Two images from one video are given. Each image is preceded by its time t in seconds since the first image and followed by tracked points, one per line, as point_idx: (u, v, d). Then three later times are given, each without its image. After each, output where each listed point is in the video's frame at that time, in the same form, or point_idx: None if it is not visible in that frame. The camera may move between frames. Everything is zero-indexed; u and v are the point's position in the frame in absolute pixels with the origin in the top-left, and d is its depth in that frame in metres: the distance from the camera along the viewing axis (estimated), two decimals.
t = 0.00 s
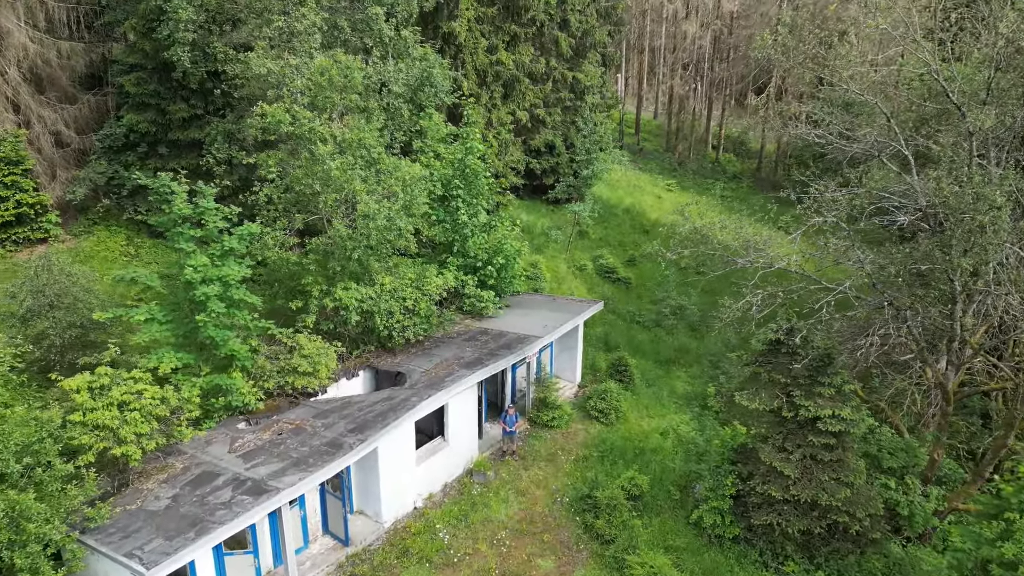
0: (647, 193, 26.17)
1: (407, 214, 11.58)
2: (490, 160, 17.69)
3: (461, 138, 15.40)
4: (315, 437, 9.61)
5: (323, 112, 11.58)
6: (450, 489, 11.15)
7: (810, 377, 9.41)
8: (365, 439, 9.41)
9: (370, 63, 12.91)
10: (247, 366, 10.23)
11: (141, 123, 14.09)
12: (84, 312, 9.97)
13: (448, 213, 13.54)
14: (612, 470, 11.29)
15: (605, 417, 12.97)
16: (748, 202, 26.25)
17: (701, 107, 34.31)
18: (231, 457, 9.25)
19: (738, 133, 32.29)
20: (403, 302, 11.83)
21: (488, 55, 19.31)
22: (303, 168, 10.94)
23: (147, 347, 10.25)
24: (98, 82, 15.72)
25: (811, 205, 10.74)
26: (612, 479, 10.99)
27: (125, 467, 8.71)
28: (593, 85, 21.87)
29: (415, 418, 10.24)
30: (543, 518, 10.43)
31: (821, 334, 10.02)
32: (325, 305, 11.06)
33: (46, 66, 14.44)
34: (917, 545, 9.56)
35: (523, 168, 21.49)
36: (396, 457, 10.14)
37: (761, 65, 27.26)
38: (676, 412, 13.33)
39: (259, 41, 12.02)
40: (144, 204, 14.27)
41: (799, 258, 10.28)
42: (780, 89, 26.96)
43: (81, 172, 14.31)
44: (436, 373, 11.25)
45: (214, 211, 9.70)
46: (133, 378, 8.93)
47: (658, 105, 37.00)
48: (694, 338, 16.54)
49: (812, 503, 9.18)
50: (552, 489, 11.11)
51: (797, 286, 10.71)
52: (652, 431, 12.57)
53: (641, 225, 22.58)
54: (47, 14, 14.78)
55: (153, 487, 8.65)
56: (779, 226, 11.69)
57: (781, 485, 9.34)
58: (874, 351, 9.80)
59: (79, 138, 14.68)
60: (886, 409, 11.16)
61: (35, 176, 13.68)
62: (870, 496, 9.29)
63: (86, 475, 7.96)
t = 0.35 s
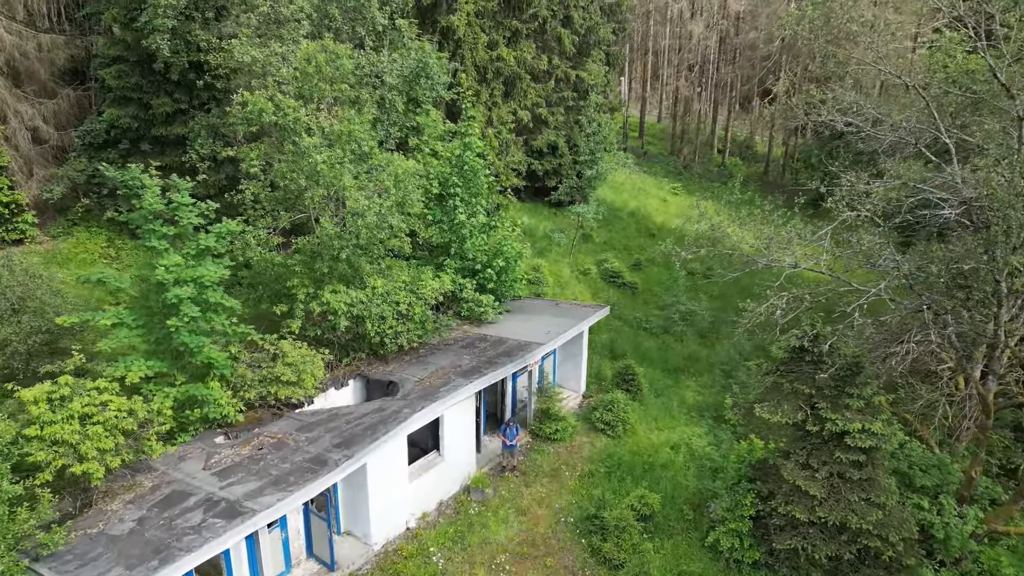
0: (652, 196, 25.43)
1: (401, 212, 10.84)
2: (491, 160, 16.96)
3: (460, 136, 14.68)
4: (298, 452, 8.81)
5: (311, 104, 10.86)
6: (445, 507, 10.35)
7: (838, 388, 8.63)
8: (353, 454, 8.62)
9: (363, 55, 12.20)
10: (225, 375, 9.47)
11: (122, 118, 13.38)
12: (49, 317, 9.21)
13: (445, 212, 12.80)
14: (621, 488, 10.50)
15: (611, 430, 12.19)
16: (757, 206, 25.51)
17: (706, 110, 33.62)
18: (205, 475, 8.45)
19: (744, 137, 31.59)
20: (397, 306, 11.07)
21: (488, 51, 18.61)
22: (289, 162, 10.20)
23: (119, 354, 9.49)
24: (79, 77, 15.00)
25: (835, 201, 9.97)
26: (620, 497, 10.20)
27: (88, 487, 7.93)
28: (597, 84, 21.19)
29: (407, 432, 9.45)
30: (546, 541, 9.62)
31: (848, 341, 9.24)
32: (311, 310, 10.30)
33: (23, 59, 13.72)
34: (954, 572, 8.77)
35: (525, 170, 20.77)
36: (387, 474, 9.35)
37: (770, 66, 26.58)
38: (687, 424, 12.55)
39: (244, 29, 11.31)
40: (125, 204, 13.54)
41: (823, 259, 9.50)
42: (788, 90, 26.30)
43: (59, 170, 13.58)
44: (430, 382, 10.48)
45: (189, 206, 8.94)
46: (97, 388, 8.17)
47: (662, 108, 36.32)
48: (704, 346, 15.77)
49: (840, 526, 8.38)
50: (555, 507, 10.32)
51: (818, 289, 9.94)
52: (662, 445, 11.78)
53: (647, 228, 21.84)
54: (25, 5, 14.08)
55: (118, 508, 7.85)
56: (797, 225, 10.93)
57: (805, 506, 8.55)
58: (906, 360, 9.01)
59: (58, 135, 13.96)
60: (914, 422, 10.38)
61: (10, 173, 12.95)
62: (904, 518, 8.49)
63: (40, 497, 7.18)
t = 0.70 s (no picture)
0: (657, 196, 24.75)
1: (393, 206, 10.13)
2: (490, 155, 16.27)
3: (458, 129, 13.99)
4: (279, 464, 8.07)
5: (297, 91, 10.17)
6: (440, 523, 9.62)
7: (867, 395, 7.89)
8: (338, 466, 7.88)
9: (354, 41, 11.53)
10: (201, 380, 8.75)
11: (102, 109, 12.68)
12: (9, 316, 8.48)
13: (441, 207, 12.09)
14: (629, 502, 9.76)
15: (618, 439, 11.47)
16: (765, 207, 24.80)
17: (711, 110, 32.95)
18: (176, 490, 7.71)
19: (749, 137, 30.95)
20: (389, 306, 10.36)
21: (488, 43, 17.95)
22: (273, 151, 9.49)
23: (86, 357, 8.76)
24: (58, 67, 14.31)
25: (860, 192, 9.26)
26: (628, 512, 9.45)
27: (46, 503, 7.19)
28: (601, 79, 20.52)
29: (398, 442, 8.71)
30: (548, 560, 8.86)
31: (877, 343, 8.52)
32: (297, 309, 9.58)
33: None
34: None
35: (527, 168, 20.07)
36: (375, 487, 8.61)
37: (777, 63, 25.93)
38: (698, 433, 11.83)
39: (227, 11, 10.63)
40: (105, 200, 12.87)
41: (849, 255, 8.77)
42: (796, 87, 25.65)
43: (35, 163, 12.88)
44: (424, 387, 9.75)
45: (161, 196, 8.20)
46: (55, 394, 7.42)
47: (666, 109, 35.68)
48: (714, 351, 15.05)
49: (871, 548, 7.61)
50: (559, 522, 9.59)
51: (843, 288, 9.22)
52: (672, 455, 11.06)
53: (652, 229, 21.13)
54: None
55: (78, 526, 7.10)
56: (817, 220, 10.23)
57: (832, 523, 7.79)
58: (941, 365, 8.28)
59: (34, 127, 13.26)
60: (945, 432, 9.64)
61: None
62: (941, 538, 7.74)
63: None
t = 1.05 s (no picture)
0: (662, 191, 24.09)
1: (384, 192, 9.46)
2: (489, 144, 15.60)
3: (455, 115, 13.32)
4: (256, 470, 7.38)
5: (281, 69, 9.51)
6: (433, 533, 8.94)
7: (898, 395, 7.22)
8: (320, 472, 7.19)
9: (344, 19, 10.87)
10: (174, 379, 8.07)
11: (78, 92, 12.02)
12: None
13: (437, 196, 11.43)
14: (636, 511, 9.08)
15: (624, 442, 10.79)
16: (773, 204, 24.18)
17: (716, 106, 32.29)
18: (142, 498, 7.02)
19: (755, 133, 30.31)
20: (379, 300, 9.68)
21: (487, 29, 17.28)
22: (254, 131, 8.81)
23: (48, 352, 8.05)
24: (36, 51, 13.69)
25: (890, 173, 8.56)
26: (637, 521, 8.76)
27: None
28: (605, 69, 19.85)
29: (388, 446, 8.03)
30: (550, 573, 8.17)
31: (908, 339, 7.83)
32: (280, 302, 8.91)
33: None
34: None
35: (528, 160, 19.40)
36: (362, 495, 7.93)
37: (785, 55, 25.28)
38: (709, 436, 11.17)
39: None
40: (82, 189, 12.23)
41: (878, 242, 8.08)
42: (805, 80, 24.99)
43: (8, 150, 12.22)
44: (416, 387, 9.08)
45: (127, 176, 7.49)
46: (10, 393, 6.65)
47: (670, 105, 35.04)
48: (723, 351, 14.40)
49: (906, 563, 6.91)
50: (562, 533, 8.90)
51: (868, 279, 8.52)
52: (682, 460, 10.38)
53: (657, 224, 20.46)
54: None
55: (31, 538, 6.38)
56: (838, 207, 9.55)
57: (860, 536, 7.09)
58: (979, 362, 7.58)
59: (9, 112, 12.63)
60: (978, 436, 8.96)
61: None
62: (981, 553, 7.04)
63: None
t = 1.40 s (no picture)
0: (667, 185, 23.47)
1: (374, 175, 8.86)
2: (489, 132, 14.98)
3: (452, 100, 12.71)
4: (230, 472, 6.76)
5: (264, 43, 8.89)
6: (424, 540, 8.33)
7: (932, 392, 6.59)
8: (300, 475, 6.58)
9: None
10: (144, 374, 7.46)
11: (55, 74, 11.44)
12: None
13: (432, 181, 10.82)
14: (643, 516, 8.46)
15: (630, 443, 10.17)
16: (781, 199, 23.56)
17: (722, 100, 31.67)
18: (105, 503, 6.39)
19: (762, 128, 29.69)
20: (368, 291, 9.07)
21: (487, 13, 16.67)
22: (233, 106, 8.20)
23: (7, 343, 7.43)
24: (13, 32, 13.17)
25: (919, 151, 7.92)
26: (644, 528, 8.14)
27: None
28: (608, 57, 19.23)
29: (376, 446, 7.41)
30: None
31: (940, 331, 7.19)
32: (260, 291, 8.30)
33: None
34: None
35: (529, 151, 18.79)
36: (347, 500, 7.31)
37: (794, 46, 24.66)
38: (719, 437, 10.55)
39: None
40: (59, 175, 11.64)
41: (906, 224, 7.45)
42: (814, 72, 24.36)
43: None
44: (408, 383, 8.46)
45: (91, 151, 6.88)
46: None
47: (675, 99, 34.42)
48: (734, 349, 13.93)
49: None
50: (564, 541, 8.28)
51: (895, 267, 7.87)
52: (692, 462, 9.76)
53: (663, 218, 19.84)
54: None
55: None
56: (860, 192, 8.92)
57: (889, 546, 6.45)
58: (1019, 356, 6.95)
59: None
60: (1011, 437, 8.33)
61: None
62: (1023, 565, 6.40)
63: None
